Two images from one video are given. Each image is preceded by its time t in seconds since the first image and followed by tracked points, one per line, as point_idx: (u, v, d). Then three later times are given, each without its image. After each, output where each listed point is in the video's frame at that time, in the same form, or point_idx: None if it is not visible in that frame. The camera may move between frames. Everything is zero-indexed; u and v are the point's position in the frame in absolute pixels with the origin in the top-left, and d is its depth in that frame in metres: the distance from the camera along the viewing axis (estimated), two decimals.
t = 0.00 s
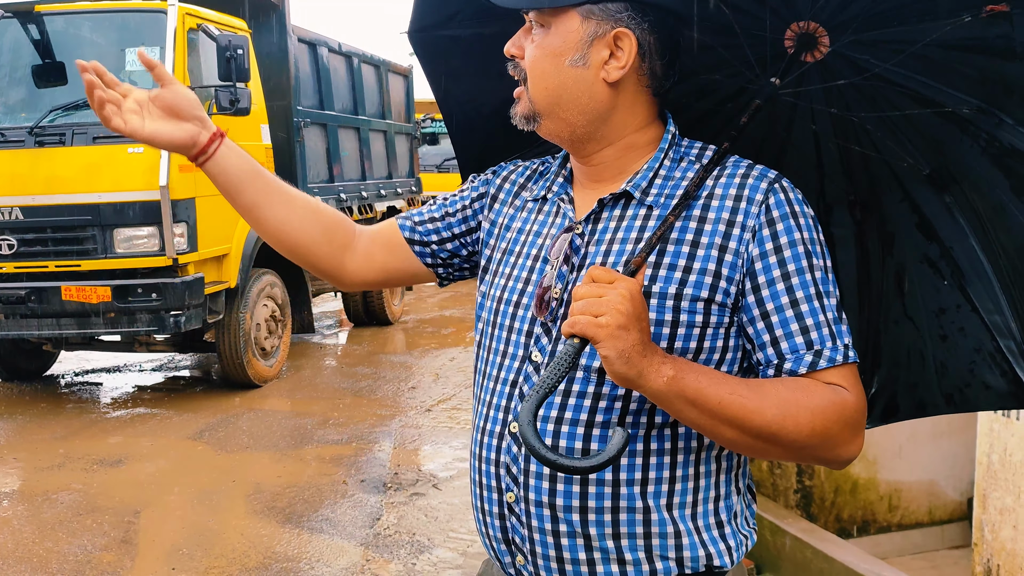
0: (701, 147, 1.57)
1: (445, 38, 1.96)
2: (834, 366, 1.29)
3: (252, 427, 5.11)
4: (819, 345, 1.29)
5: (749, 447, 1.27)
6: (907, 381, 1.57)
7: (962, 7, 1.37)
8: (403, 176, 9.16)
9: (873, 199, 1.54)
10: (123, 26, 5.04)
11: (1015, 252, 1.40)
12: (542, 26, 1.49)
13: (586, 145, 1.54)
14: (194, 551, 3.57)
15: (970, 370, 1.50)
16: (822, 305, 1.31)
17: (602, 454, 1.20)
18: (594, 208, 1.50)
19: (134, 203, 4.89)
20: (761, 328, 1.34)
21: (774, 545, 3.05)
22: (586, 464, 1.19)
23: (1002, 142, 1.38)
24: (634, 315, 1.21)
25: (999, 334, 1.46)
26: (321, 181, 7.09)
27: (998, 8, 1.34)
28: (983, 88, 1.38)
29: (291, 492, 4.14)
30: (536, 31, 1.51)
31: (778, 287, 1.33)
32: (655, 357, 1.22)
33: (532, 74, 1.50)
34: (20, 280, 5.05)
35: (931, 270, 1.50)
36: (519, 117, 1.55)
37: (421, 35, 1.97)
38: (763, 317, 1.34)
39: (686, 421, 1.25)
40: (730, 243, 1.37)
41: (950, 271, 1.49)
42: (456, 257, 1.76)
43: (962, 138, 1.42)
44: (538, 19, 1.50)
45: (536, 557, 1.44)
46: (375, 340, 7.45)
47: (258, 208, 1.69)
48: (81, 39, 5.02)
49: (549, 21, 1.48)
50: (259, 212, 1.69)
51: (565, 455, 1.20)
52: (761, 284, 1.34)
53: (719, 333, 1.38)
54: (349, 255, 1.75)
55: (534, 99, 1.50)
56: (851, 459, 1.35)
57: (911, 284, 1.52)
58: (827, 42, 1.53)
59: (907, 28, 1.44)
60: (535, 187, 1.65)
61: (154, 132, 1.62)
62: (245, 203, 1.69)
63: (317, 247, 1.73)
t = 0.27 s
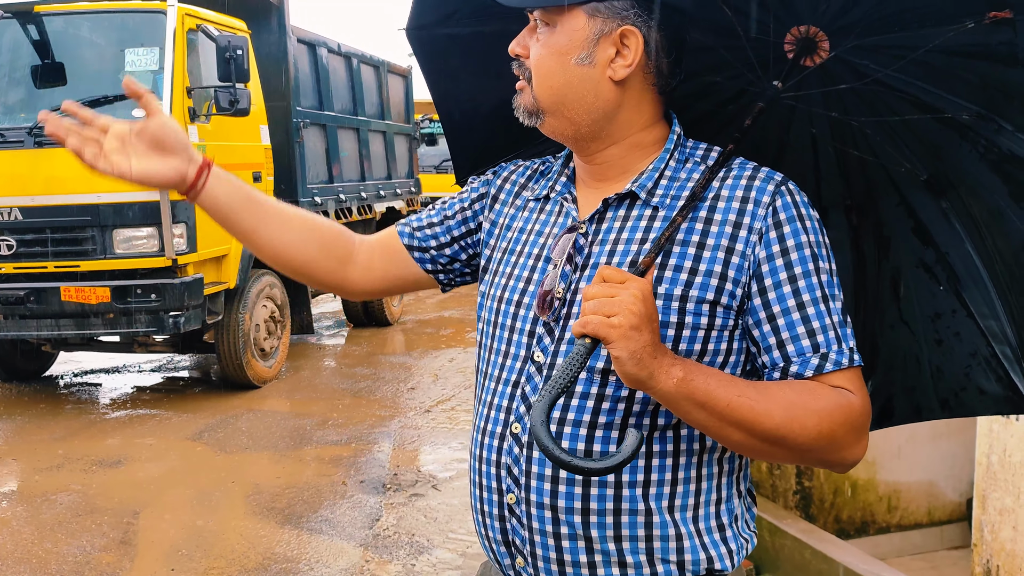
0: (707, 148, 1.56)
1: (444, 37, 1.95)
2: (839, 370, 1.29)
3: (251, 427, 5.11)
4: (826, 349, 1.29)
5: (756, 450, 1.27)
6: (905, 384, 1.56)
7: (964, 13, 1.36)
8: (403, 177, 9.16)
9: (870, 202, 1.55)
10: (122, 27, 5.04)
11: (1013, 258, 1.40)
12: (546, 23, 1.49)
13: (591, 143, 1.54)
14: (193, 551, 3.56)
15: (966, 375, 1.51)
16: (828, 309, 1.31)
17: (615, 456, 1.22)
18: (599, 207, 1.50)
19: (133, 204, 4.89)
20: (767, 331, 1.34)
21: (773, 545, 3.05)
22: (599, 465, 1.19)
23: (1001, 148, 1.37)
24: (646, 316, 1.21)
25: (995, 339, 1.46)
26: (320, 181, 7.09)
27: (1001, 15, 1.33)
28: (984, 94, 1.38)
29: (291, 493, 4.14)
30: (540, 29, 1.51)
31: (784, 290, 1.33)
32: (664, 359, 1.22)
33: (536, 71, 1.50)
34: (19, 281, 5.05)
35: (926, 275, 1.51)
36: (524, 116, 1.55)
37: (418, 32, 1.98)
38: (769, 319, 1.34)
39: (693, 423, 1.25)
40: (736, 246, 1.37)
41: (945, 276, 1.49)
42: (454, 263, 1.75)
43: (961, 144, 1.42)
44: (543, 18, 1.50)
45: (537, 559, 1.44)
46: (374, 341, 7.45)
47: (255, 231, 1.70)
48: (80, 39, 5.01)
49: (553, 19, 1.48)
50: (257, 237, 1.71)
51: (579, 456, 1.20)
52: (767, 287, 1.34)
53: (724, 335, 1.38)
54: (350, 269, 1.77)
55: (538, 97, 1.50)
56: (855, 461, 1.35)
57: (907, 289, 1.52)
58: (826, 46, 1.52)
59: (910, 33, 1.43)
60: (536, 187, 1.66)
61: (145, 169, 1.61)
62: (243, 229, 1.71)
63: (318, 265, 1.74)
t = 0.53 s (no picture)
0: (706, 152, 1.56)
1: (441, 23, 1.94)
2: (838, 375, 1.30)
3: (250, 429, 5.11)
4: (824, 354, 1.30)
5: (754, 456, 1.26)
6: (894, 390, 1.57)
7: (971, 24, 1.37)
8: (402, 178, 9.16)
9: (869, 206, 1.55)
10: (122, 28, 5.04)
11: (1007, 270, 1.40)
12: (551, 25, 1.50)
13: (595, 147, 1.53)
14: (193, 553, 3.56)
15: (954, 383, 1.51)
16: (828, 313, 1.31)
17: (605, 465, 1.22)
18: (598, 210, 1.50)
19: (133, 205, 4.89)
20: (766, 336, 1.35)
21: (772, 547, 3.06)
22: (585, 475, 1.21)
23: (1003, 160, 1.38)
24: (639, 322, 1.21)
25: (985, 349, 1.46)
26: (319, 182, 7.09)
27: (1011, 28, 1.34)
28: (987, 103, 1.39)
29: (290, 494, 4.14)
30: (546, 31, 1.51)
31: (783, 295, 1.33)
32: (659, 364, 1.23)
33: (542, 73, 1.50)
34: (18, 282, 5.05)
35: (920, 283, 1.51)
36: (528, 119, 1.55)
37: (420, 17, 1.94)
38: (768, 325, 1.34)
39: (690, 429, 1.25)
40: (735, 250, 1.37)
41: (939, 283, 1.49)
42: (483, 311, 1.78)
43: (962, 154, 1.43)
44: (549, 19, 1.50)
45: (533, 564, 1.44)
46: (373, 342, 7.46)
47: (355, 432, 1.71)
48: (80, 41, 5.01)
49: (559, 21, 1.49)
50: (360, 436, 1.71)
51: (568, 466, 1.22)
52: (765, 292, 1.34)
53: (722, 340, 1.38)
54: (421, 374, 1.76)
55: (543, 98, 1.50)
56: (855, 467, 1.35)
57: (899, 295, 1.53)
58: (834, 47, 1.53)
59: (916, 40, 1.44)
60: (531, 194, 1.68)
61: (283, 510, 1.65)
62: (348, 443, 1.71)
63: (403, 399, 1.75)
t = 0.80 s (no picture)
0: (699, 150, 1.56)
1: (434, 12, 1.95)
2: (835, 370, 1.29)
3: (248, 429, 5.11)
4: (821, 349, 1.30)
5: (751, 453, 1.27)
6: (875, 389, 1.57)
7: (964, 26, 1.37)
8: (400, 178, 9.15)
9: (856, 206, 1.55)
10: (120, 28, 5.03)
11: (990, 273, 1.43)
12: (541, 28, 1.50)
13: (589, 149, 1.54)
14: (191, 553, 3.56)
15: (937, 383, 1.52)
16: (824, 309, 1.31)
17: (598, 465, 1.23)
18: (591, 212, 1.50)
19: (130, 205, 4.88)
20: (762, 333, 1.34)
21: (770, 547, 3.06)
22: (580, 475, 1.21)
23: (990, 162, 1.40)
24: (632, 319, 1.21)
25: (968, 350, 1.48)
26: (317, 182, 7.09)
27: (1003, 31, 1.35)
28: (974, 104, 1.40)
29: (288, 495, 4.14)
30: (536, 32, 1.51)
31: (778, 291, 1.33)
32: (653, 361, 1.22)
33: (532, 76, 1.50)
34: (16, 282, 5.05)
35: (906, 282, 1.51)
36: (521, 123, 1.55)
37: (411, 7, 1.95)
38: (763, 321, 1.34)
39: (686, 427, 1.25)
40: (728, 247, 1.37)
41: (925, 283, 1.50)
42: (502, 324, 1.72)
43: (951, 155, 1.44)
44: (538, 21, 1.51)
45: (534, 565, 1.44)
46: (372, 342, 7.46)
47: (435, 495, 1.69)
48: (77, 41, 5.01)
49: (549, 22, 1.49)
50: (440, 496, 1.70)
51: (562, 466, 1.22)
52: (760, 288, 1.34)
53: (718, 338, 1.38)
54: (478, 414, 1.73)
55: (534, 100, 1.50)
56: (855, 464, 1.35)
57: (885, 293, 1.53)
58: (824, 47, 1.52)
59: (910, 40, 1.43)
60: (525, 198, 1.69)
61: None
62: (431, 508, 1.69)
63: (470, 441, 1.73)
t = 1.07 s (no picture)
0: (704, 150, 1.56)
1: (447, 8, 1.94)
2: (832, 375, 1.30)
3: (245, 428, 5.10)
4: (818, 353, 1.30)
5: (744, 454, 1.27)
6: (880, 394, 1.58)
7: (978, 31, 1.38)
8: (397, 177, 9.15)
9: (868, 210, 1.55)
10: (117, 26, 5.02)
11: (1001, 281, 1.44)
12: (539, 31, 1.51)
13: (593, 151, 1.53)
14: (187, 552, 3.56)
15: (943, 392, 1.53)
16: (822, 313, 1.31)
17: (583, 461, 1.22)
18: (593, 212, 1.51)
19: (127, 204, 4.87)
20: (759, 335, 1.35)
21: (766, 545, 3.06)
22: (565, 469, 1.21)
23: (1003, 169, 1.41)
24: (623, 318, 1.22)
25: (978, 358, 1.49)
26: (315, 181, 7.09)
27: (1017, 37, 1.35)
28: (989, 112, 1.41)
29: (285, 493, 4.14)
30: (535, 36, 1.52)
31: (776, 294, 1.33)
32: (646, 361, 1.23)
33: (534, 78, 1.51)
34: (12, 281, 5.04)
35: (916, 287, 1.52)
36: (525, 125, 1.55)
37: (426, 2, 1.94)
38: (761, 323, 1.34)
39: (678, 426, 1.26)
40: (728, 249, 1.37)
41: (934, 289, 1.51)
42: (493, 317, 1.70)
43: (964, 161, 1.45)
44: (535, 25, 1.51)
45: (531, 564, 1.44)
46: (369, 341, 7.45)
47: (345, 422, 1.66)
48: (74, 39, 5.00)
49: (547, 26, 1.49)
50: (347, 427, 1.66)
51: (547, 460, 1.23)
52: (759, 290, 1.35)
53: (717, 339, 1.38)
54: (424, 376, 1.71)
55: (537, 104, 1.51)
56: (850, 468, 1.35)
57: (895, 299, 1.54)
58: (839, 48, 1.52)
59: (920, 44, 1.44)
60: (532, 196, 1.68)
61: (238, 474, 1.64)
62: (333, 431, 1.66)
63: (402, 396, 1.70)
